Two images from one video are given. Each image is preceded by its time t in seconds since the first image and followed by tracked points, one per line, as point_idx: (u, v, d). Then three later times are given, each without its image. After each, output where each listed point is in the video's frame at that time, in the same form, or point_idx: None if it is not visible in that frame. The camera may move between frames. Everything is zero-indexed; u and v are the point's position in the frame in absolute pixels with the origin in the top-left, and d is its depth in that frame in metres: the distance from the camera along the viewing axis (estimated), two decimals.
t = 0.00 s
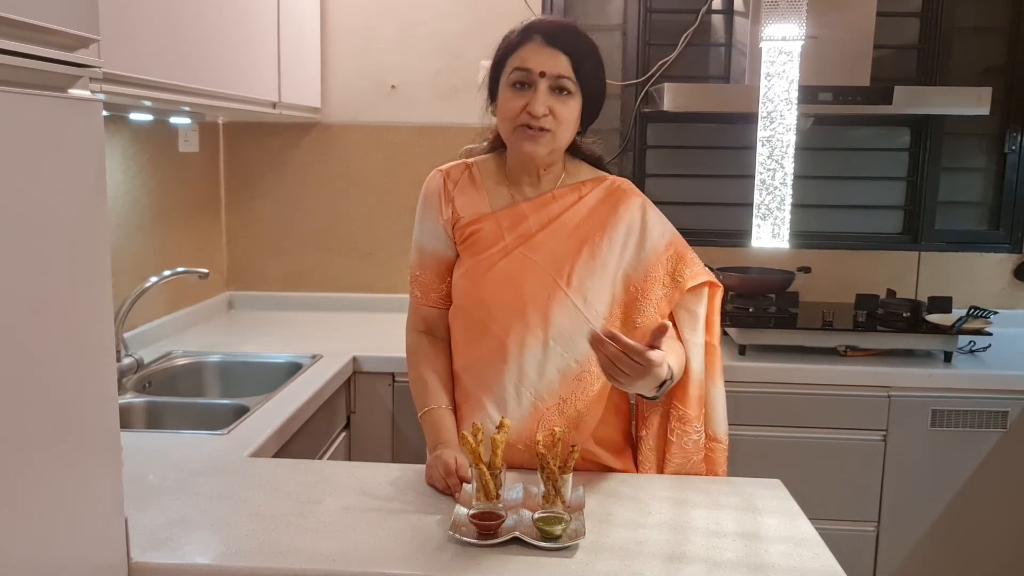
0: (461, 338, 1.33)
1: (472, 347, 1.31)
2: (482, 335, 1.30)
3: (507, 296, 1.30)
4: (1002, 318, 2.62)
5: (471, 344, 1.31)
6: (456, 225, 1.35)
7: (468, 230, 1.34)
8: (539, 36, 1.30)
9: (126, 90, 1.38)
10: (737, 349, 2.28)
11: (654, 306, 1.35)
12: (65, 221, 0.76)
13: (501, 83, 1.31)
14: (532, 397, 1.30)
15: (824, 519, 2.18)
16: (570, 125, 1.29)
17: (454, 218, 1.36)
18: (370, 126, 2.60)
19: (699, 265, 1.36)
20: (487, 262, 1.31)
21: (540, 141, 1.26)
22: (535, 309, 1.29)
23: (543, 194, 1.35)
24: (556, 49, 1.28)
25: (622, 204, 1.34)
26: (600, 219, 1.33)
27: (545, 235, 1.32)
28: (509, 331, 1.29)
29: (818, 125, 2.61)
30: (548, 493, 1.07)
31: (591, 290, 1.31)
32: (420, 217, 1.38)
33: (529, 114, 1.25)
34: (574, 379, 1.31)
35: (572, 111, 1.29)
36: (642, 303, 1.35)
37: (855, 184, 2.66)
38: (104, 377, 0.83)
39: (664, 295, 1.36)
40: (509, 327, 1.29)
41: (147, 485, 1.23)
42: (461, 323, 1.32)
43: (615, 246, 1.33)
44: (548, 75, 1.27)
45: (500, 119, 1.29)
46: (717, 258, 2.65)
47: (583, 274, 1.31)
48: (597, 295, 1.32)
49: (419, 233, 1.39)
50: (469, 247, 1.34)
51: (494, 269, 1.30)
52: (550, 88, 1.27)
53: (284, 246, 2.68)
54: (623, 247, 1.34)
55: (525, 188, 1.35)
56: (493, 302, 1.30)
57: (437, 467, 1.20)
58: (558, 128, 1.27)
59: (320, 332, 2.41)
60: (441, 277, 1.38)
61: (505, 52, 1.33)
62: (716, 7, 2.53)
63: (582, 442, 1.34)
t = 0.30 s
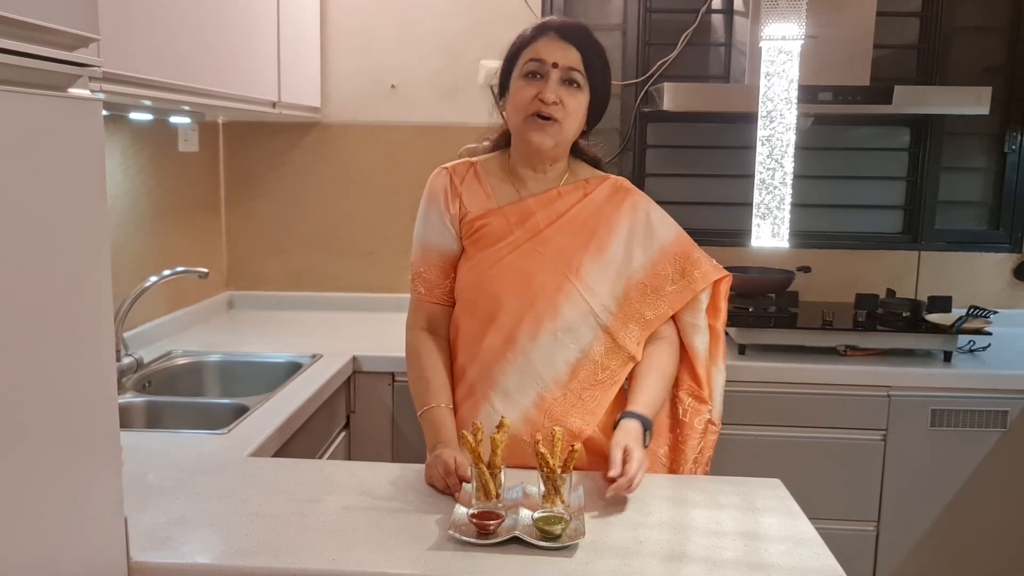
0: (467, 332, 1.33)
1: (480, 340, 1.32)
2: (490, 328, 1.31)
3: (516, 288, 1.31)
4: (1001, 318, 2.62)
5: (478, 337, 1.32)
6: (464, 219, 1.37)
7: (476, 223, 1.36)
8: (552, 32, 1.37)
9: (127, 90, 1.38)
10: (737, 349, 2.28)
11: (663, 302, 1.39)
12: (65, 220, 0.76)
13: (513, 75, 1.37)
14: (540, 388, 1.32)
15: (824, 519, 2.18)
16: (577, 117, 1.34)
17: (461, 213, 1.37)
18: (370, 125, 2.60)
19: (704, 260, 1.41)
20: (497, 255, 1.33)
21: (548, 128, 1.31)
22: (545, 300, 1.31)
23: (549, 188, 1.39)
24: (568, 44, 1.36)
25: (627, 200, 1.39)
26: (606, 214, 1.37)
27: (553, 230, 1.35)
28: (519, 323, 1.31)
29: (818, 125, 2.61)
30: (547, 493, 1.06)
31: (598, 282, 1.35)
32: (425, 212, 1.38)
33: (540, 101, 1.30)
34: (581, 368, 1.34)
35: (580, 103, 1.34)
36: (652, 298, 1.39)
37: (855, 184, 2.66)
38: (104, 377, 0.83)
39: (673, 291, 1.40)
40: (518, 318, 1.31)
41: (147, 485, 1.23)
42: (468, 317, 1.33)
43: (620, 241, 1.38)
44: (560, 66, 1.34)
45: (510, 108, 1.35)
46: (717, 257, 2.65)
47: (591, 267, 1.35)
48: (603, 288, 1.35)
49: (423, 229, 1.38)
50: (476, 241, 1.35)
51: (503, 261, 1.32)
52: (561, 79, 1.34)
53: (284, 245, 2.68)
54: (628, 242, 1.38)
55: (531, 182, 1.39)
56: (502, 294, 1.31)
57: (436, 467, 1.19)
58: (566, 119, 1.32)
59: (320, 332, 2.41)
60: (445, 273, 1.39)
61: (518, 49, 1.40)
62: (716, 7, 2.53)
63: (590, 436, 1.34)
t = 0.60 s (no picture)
0: (471, 326, 1.34)
1: (483, 333, 1.33)
2: (493, 321, 1.33)
3: (519, 283, 1.34)
4: (1001, 318, 2.63)
5: (482, 330, 1.33)
6: (469, 216, 1.39)
7: (480, 220, 1.38)
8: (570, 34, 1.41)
9: (126, 91, 1.38)
10: (737, 349, 2.28)
11: (651, 302, 1.43)
12: (65, 221, 0.76)
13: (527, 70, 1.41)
14: (541, 381, 1.34)
15: (823, 519, 2.18)
16: (583, 118, 1.39)
17: (467, 210, 1.40)
18: (369, 125, 2.60)
19: (696, 264, 1.46)
20: (500, 250, 1.35)
21: (553, 123, 1.35)
22: (547, 295, 1.33)
23: (551, 187, 1.42)
24: (583, 47, 1.40)
25: (626, 201, 1.42)
26: (606, 214, 1.40)
27: (556, 227, 1.37)
28: (520, 316, 1.33)
29: (818, 125, 2.61)
30: (547, 493, 1.06)
31: (599, 278, 1.37)
32: (430, 209, 1.40)
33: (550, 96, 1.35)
34: (582, 363, 1.36)
35: (587, 106, 1.39)
36: (640, 297, 1.42)
37: (855, 185, 2.66)
38: (104, 378, 0.83)
39: (664, 292, 1.44)
40: (520, 312, 1.33)
41: (147, 486, 1.23)
42: (472, 311, 1.34)
43: (620, 239, 1.40)
44: (574, 68, 1.38)
45: (520, 100, 1.39)
46: (716, 258, 2.65)
47: (593, 263, 1.37)
48: (604, 284, 1.37)
49: (428, 227, 1.39)
50: (480, 238, 1.37)
51: (507, 257, 1.34)
52: (572, 81, 1.38)
53: (284, 245, 2.68)
54: (626, 241, 1.41)
55: (533, 181, 1.42)
56: (506, 288, 1.33)
57: (435, 468, 1.19)
58: (572, 117, 1.37)
59: (319, 332, 2.41)
60: (450, 270, 1.40)
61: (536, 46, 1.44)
62: (715, 7, 2.53)
63: (589, 428, 1.37)
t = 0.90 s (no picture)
0: (475, 322, 1.34)
1: (487, 328, 1.33)
2: (498, 317, 1.33)
3: (523, 280, 1.34)
4: (1000, 317, 2.63)
5: (486, 326, 1.33)
6: (476, 214, 1.38)
7: (487, 217, 1.37)
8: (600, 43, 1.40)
9: (124, 91, 1.38)
10: (736, 350, 2.28)
11: (647, 303, 1.44)
12: (65, 222, 0.76)
13: (552, 73, 1.40)
14: (543, 377, 1.35)
15: (823, 519, 2.18)
16: (601, 131, 1.39)
17: (474, 208, 1.39)
18: (369, 125, 2.60)
19: (692, 269, 1.47)
20: (506, 248, 1.35)
21: (571, 133, 1.35)
22: (553, 293, 1.34)
23: (556, 188, 1.42)
24: (612, 61, 1.39)
25: (630, 203, 1.42)
26: (611, 215, 1.40)
27: (561, 227, 1.37)
28: (524, 313, 1.33)
29: (817, 126, 2.62)
30: (546, 493, 1.06)
31: (604, 277, 1.37)
32: (436, 205, 1.38)
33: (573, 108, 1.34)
34: (586, 361, 1.37)
35: (606, 119, 1.39)
36: (636, 298, 1.43)
37: (854, 185, 2.67)
38: (104, 380, 0.83)
39: (660, 294, 1.45)
40: (525, 308, 1.33)
41: (146, 486, 1.23)
42: (477, 308, 1.34)
43: (623, 239, 1.40)
44: (601, 81, 1.37)
45: (542, 102, 1.38)
46: (716, 258, 2.65)
47: (597, 261, 1.37)
48: (608, 283, 1.37)
49: (433, 222, 1.37)
50: (487, 235, 1.37)
51: (512, 254, 1.34)
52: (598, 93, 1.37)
53: (284, 245, 2.68)
54: (629, 242, 1.42)
55: (540, 181, 1.42)
56: (510, 285, 1.34)
57: (433, 468, 1.19)
58: (592, 130, 1.37)
59: (319, 332, 2.41)
60: (455, 267, 1.38)
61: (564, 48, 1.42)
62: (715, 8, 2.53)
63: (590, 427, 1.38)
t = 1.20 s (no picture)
0: (478, 323, 1.34)
1: (491, 329, 1.33)
2: (501, 318, 1.33)
3: (526, 281, 1.34)
4: (1000, 317, 2.63)
5: (489, 327, 1.34)
6: (477, 215, 1.38)
7: (488, 218, 1.37)
8: (595, 43, 1.39)
9: (124, 91, 1.38)
10: (736, 350, 2.28)
11: (648, 301, 1.43)
12: (64, 223, 0.76)
13: (549, 75, 1.39)
14: (547, 377, 1.35)
15: (822, 519, 2.18)
16: (600, 131, 1.39)
17: (476, 210, 1.39)
18: (369, 126, 2.60)
19: (693, 266, 1.47)
20: (508, 249, 1.35)
21: (572, 136, 1.36)
22: (556, 294, 1.34)
23: (557, 189, 1.42)
24: (608, 60, 1.39)
25: (631, 203, 1.42)
26: (612, 215, 1.40)
27: (562, 227, 1.37)
28: (527, 314, 1.33)
29: (817, 126, 2.62)
30: (547, 493, 1.06)
31: (606, 277, 1.37)
32: (436, 207, 1.37)
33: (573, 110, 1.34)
34: (590, 360, 1.37)
35: (605, 119, 1.39)
36: (636, 296, 1.43)
37: (854, 185, 2.67)
38: (103, 380, 0.83)
39: (662, 292, 1.44)
40: (528, 309, 1.34)
41: (145, 487, 1.23)
42: (480, 309, 1.34)
43: (625, 238, 1.40)
44: (598, 82, 1.37)
45: (540, 106, 1.37)
46: (716, 258, 2.65)
47: (599, 262, 1.37)
48: (611, 283, 1.38)
49: (433, 223, 1.37)
50: (488, 236, 1.37)
51: (515, 255, 1.34)
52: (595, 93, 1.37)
53: (283, 245, 2.68)
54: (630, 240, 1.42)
55: (541, 182, 1.42)
56: (513, 286, 1.34)
57: (433, 469, 1.19)
58: (592, 131, 1.37)
59: (318, 333, 2.41)
60: (456, 268, 1.38)
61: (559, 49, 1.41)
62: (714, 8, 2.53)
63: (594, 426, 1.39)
